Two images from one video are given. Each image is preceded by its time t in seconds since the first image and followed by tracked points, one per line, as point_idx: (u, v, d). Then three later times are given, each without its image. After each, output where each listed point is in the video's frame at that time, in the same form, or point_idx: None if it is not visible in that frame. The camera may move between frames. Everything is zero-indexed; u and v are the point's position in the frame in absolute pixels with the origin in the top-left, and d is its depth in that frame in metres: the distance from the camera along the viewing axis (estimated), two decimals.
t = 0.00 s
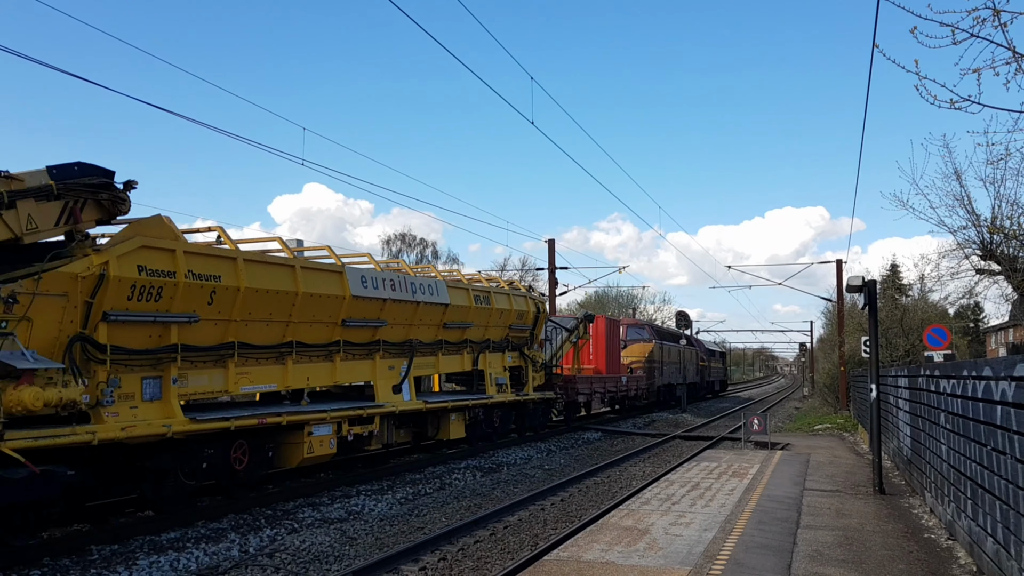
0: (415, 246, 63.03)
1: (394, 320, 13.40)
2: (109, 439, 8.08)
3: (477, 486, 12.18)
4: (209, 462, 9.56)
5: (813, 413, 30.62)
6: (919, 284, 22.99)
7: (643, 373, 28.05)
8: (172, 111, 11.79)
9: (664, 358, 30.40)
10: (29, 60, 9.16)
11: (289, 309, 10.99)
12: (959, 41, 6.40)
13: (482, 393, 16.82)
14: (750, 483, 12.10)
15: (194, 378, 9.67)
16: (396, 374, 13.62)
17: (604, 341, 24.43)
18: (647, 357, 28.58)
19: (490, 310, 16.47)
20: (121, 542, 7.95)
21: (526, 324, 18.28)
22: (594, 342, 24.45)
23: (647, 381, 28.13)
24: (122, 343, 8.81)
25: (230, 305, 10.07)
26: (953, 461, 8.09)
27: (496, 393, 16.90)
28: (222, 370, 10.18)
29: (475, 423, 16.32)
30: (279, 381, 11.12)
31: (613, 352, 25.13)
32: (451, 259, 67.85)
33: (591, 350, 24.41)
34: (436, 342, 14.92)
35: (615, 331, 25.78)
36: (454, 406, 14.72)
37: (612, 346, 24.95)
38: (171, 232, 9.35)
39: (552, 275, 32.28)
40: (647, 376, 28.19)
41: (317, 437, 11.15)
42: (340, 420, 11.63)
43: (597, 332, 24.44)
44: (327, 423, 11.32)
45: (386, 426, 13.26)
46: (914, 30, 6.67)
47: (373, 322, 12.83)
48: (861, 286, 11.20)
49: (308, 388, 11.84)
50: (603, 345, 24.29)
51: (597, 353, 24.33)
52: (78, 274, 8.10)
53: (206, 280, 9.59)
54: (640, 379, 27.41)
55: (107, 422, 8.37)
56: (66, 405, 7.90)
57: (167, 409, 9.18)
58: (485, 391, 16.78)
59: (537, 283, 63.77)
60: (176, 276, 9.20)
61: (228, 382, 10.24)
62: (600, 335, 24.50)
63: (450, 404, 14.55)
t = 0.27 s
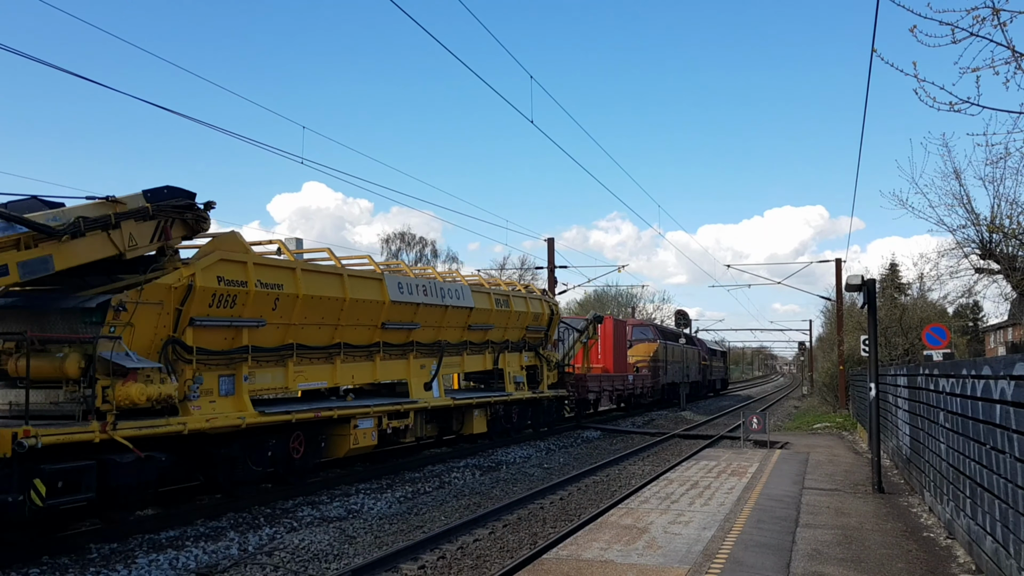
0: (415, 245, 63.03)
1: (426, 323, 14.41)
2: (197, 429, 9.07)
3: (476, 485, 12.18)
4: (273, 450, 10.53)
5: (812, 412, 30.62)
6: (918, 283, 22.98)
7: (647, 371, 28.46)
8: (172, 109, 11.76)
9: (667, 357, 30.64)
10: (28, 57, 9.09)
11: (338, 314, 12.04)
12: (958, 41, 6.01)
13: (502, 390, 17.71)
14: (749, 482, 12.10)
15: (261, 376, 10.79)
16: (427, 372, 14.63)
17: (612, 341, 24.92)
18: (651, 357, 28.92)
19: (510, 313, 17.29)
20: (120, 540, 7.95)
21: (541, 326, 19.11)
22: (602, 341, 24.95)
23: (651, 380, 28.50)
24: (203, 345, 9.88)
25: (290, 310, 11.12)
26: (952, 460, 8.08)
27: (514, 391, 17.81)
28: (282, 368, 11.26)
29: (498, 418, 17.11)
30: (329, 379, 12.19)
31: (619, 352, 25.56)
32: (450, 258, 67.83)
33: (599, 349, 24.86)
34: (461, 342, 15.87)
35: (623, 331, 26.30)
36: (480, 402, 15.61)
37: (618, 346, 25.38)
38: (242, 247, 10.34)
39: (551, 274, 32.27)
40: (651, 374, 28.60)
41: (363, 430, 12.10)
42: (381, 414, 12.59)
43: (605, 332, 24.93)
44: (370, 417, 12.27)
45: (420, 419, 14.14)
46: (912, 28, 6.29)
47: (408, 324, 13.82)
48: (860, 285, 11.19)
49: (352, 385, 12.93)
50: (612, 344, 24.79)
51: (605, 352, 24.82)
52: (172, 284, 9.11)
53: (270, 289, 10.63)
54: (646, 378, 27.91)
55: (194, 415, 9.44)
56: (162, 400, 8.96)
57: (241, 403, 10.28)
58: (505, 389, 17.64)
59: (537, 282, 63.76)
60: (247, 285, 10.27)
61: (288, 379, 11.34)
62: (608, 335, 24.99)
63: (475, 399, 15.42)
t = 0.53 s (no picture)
0: (415, 244, 63.08)
1: (453, 324, 15.29)
2: (267, 422, 10.41)
3: (477, 484, 12.19)
4: (327, 441, 11.77)
5: (813, 411, 30.61)
6: (919, 282, 22.99)
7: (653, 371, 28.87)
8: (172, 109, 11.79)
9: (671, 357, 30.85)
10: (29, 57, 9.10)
11: (380, 318, 13.03)
12: (959, 37, 6.45)
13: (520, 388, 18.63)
14: (750, 480, 12.11)
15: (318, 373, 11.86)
16: (455, 371, 15.60)
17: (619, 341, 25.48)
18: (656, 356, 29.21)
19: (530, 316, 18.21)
20: (121, 540, 7.97)
21: (557, 327, 19.91)
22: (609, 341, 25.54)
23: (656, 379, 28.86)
24: (272, 346, 11.02)
25: (340, 316, 12.15)
26: (952, 458, 8.08)
27: (532, 389, 18.73)
28: (332, 368, 12.29)
29: (516, 414, 18.05)
30: (371, 377, 13.21)
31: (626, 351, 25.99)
32: (451, 257, 67.84)
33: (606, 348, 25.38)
34: (485, 343, 16.76)
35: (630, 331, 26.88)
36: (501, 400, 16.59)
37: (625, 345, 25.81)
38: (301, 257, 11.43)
39: (551, 273, 32.27)
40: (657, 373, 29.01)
41: (402, 424, 13.30)
42: (417, 410, 13.78)
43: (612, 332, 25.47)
44: (408, 413, 13.50)
45: (449, 414, 15.27)
46: (914, 27, 6.72)
47: (438, 326, 14.79)
48: (861, 284, 11.18)
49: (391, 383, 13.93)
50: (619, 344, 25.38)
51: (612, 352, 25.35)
52: (246, 293, 10.23)
53: (325, 297, 11.68)
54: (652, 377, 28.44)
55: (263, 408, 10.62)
56: (238, 395, 10.12)
57: (303, 398, 11.42)
58: (522, 386, 18.50)
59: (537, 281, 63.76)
60: (307, 293, 11.33)
61: (338, 377, 12.36)
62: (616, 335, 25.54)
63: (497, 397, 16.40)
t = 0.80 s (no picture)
0: (415, 244, 63.12)
1: (479, 328, 16.18)
2: (323, 417, 11.41)
3: (476, 484, 12.19)
4: (371, 434, 12.91)
5: (813, 411, 30.61)
6: (919, 283, 23.00)
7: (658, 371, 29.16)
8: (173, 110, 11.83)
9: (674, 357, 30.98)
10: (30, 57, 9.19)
11: (416, 322, 13.93)
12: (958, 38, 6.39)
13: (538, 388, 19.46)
14: (749, 481, 12.11)
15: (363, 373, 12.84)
16: (480, 371, 16.48)
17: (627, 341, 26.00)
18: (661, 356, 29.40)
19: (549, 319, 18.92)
20: (121, 540, 7.97)
21: (571, 329, 20.65)
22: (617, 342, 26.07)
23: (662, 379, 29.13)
24: (324, 349, 12.00)
25: (382, 321, 13.08)
26: (952, 459, 8.08)
27: (548, 389, 19.61)
28: (373, 368, 13.22)
29: (533, 412, 18.96)
30: (407, 376, 14.13)
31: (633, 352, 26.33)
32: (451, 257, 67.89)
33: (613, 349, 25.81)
34: (507, 345, 17.61)
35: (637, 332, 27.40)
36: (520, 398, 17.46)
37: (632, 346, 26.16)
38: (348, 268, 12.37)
39: (551, 274, 32.26)
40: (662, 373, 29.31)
41: (432, 419, 14.33)
42: (445, 407, 14.83)
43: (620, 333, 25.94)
44: (437, 409, 14.53)
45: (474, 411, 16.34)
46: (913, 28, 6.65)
47: (466, 330, 15.66)
48: (861, 284, 11.18)
49: (423, 382, 14.86)
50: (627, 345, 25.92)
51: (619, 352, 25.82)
52: (305, 301, 11.20)
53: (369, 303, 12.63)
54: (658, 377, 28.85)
55: (320, 405, 11.61)
56: (299, 392, 11.17)
57: (351, 396, 12.40)
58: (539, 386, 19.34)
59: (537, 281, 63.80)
60: (355, 300, 12.29)
61: (378, 377, 13.30)
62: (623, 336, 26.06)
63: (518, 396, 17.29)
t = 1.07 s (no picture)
0: (414, 243, 63.12)
1: (499, 329, 17.36)
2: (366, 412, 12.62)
3: (474, 483, 12.18)
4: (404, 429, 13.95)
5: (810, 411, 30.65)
6: (916, 282, 23.08)
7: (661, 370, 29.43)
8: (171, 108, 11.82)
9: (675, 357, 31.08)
10: (28, 57, 9.23)
11: (445, 325, 15.19)
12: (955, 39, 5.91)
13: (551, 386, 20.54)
14: (747, 480, 12.11)
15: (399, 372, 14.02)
16: (499, 370, 17.66)
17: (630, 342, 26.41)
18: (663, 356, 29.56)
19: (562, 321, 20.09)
20: (119, 539, 7.96)
21: (580, 331, 21.60)
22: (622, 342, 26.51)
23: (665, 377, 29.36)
24: (367, 350, 13.23)
25: (415, 324, 14.31)
26: (949, 458, 8.10)
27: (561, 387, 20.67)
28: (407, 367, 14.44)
29: (546, 409, 20.02)
30: (435, 375, 15.32)
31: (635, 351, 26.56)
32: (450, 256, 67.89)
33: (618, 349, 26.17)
34: (522, 346, 18.74)
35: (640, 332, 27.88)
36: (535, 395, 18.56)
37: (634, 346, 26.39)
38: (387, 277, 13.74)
39: (549, 273, 32.25)
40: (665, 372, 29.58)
41: (457, 416, 15.47)
42: (469, 404, 15.96)
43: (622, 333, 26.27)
44: (462, 406, 15.73)
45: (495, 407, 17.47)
46: (911, 27, 6.21)
47: (488, 332, 16.90)
48: (858, 284, 11.17)
49: (448, 380, 16.06)
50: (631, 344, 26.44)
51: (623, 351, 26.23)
52: (352, 307, 12.44)
53: (405, 308, 13.85)
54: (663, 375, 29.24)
55: (364, 401, 12.82)
56: (346, 389, 12.36)
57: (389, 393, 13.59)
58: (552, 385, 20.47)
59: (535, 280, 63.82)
60: (393, 305, 13.51)
61: (412, 375, 14.50)
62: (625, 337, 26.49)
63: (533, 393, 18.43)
